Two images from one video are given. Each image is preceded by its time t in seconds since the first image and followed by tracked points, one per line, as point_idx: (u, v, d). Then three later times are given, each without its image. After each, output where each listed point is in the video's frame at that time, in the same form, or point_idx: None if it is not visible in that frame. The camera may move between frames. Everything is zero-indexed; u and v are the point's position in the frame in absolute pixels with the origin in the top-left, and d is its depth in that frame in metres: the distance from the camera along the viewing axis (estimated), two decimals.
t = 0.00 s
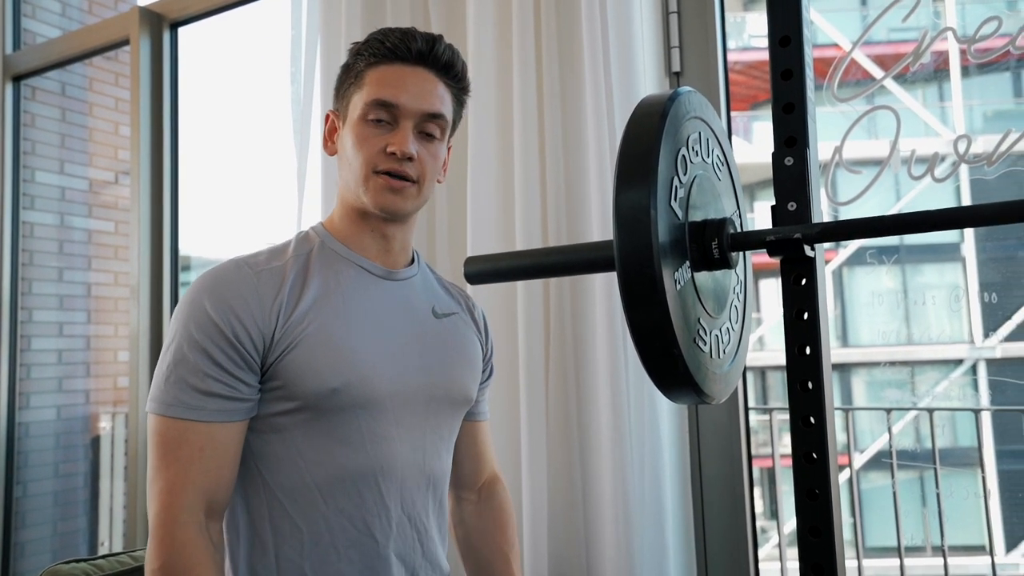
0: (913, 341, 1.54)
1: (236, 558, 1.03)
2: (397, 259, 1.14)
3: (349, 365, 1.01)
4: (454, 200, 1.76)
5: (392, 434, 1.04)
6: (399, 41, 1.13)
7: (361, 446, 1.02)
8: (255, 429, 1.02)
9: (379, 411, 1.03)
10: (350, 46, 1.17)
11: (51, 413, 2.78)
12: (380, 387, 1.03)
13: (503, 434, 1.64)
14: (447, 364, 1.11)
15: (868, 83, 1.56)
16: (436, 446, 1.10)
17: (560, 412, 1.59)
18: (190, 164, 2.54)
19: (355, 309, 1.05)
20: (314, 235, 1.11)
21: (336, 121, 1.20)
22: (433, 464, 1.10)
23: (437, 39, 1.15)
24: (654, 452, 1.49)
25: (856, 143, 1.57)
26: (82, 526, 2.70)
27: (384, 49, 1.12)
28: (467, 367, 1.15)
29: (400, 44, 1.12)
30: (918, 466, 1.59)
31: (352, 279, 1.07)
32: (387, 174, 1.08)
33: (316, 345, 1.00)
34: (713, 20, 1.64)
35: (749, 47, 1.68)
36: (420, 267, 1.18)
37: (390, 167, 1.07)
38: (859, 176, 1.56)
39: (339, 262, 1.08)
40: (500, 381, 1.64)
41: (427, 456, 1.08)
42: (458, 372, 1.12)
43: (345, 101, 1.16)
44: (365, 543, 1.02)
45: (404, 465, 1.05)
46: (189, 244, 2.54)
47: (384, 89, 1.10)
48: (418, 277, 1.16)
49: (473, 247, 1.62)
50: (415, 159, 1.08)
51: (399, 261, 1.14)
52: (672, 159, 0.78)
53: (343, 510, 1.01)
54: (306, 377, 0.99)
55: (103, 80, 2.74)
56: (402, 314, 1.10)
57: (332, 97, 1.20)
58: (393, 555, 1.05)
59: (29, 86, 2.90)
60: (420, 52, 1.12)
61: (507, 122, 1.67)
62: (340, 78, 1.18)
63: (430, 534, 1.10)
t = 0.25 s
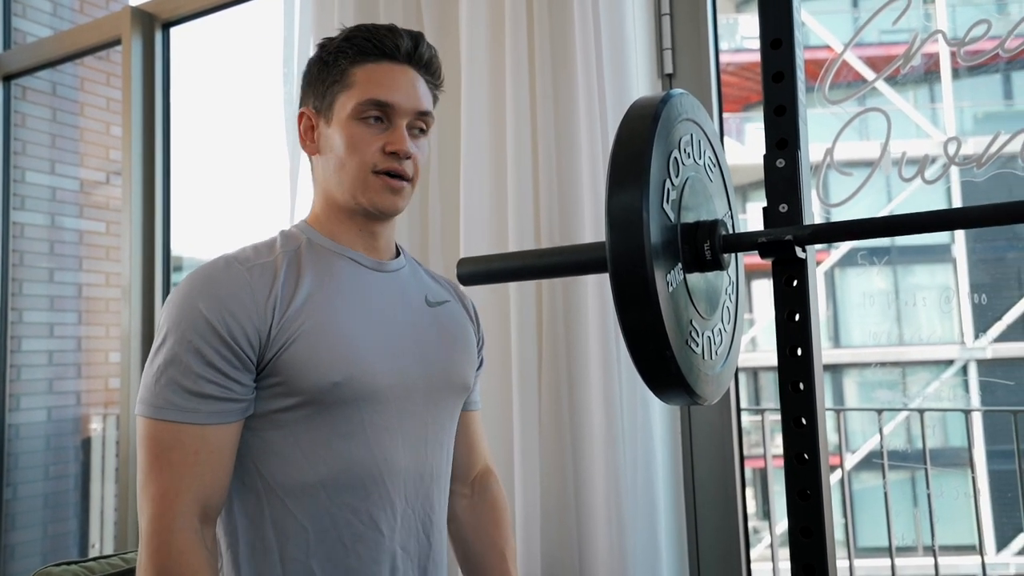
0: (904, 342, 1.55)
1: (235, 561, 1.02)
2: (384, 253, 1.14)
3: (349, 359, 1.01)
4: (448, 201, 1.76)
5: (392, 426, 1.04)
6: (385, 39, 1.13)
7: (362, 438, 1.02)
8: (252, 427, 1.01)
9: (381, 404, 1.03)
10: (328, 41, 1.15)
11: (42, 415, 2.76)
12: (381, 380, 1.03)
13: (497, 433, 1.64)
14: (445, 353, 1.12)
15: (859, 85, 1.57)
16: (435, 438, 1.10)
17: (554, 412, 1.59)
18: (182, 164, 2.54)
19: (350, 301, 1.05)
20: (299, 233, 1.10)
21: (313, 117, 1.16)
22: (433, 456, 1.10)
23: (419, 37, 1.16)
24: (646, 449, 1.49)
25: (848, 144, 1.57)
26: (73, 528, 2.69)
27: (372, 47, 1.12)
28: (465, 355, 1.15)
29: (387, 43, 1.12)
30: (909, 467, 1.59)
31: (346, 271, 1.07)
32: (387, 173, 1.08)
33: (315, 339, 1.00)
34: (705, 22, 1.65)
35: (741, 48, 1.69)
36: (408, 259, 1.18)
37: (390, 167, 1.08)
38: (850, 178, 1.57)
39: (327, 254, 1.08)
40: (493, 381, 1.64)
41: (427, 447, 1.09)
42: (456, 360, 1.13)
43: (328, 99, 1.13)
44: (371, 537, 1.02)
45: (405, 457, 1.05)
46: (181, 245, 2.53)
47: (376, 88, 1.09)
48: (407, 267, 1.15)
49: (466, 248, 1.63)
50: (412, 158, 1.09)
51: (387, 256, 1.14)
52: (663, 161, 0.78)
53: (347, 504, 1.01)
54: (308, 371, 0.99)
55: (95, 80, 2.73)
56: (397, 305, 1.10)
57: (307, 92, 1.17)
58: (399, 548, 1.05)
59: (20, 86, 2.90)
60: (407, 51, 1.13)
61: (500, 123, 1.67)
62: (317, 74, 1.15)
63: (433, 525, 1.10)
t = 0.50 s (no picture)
0: (898, 347, 1.55)
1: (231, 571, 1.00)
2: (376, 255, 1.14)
3: (353, 362, 1.01)
4: (443, 208, 1.77)
5: (394, 429, 1.04)
6: (369, 42, 1.14)
7: (363, 441, 1.02)
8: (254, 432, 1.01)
9: (384, 406, 1.03)
10: (310, 46, 1.15)
11: (35, 422, 2.75)
12: (384, 382, 1.03)
13: (491, 438, 1.64)
14: (445, 353, 1.12)
15: (852, 91, 1.58)
16: (434, 440, 1.10)
17: (549, 417, 1.59)
18: (176, 171, 2.53)
19: (350, 304, 1.05)
20: (294, 237, 1.10)
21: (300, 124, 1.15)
22: (431, 459, 1.10)
23: (401, 39, 1.17)
24: (641, 452, 1.49)
25: (840, 150, 1.58)
26: (66, 536, 2.68)
27: (356, 50, 1.13)
28: (462, 355, 1.15)
29: (372, 46, 1.13)
30: (904, 472, 1.60)
31: (344, 274, 1.07)
32: (383, 175, 1.08)
33: (318, 343, 1.00)
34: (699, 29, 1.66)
35: (735, 55, 1.70)
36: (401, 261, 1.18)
37: (385, 169, 1.08)
38: (842, 185, 1.58)
39: (324, 257, 1.08)
40: (489, 387, 1.64)
41: (426, 450, 1.09)
42: (455, 360, 1.13)
43: (315, 104, 1.13)
44: (375, 539, 1.03)
45: (405, 460, 1.06)
46: (176, 251, 2.53)
47: (366, 90, 1.10)
48: (401, 269, 1.15)
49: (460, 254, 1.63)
50: (407, 159, 1.10)
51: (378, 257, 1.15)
52: (657, 169, 0.79)
53: (351, 507, 1.01)
54: (312, 375, 0.99)
55: (89, 87, 2.73)
56: (396, 307, 1.10)
57: (291, 99, 1.16)
58: (400, 550, 1.06)
59: (14, 93, 2.89)
60: (392, 53, 1.14)
61: (494, 129, 1.68)
62: (300, 80, 1.15)
63: (432, 527, 1.10)
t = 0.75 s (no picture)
0: (894, 349, 1.56)
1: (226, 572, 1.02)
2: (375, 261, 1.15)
3: (346, 373, 1.01)
4: (438, 212, 1.77)
5: (388, 438, 1.05)
6: (358, 48, 1.13)
7: (357, 450, 1.02)
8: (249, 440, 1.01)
9: (377, 417, 1.04)
10: (300, 54, 1.15)
11: (31, 426, 2.75)
12: (378, 393, 1.03)
13: (487, 442, 1.64)
14: (440, 362, 1.12)
15: (847, 95, 1.59)
16: (429, 449, 1.10)
17: (545, 421, 1.60)
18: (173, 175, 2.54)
19: (344, 314, 1.05)
20: (290, 243, 1.10)
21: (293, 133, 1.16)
22: (427, 467, 1.10)
23: (391, 42, 1.16)
24: (635, 458, 1.50)
25: (834, 154, 1.59)
26: (61, 541, 2.67)
27: (344, 57, 1.13)
28: (457, 363, 1.15)
29: (361, 52, 1.13)
30: (900, 475, 1.60)
31: (338, 283, 1.07)
32: (377, 183, 1.08)
33: (312, 354, 1.00)
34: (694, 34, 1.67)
35: (730, 59, 1.71)
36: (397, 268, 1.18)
37: (380, 177, 1.08)
38: (837, 189, 1.59)
39: (319, 265, 1.08)
40: (484, 392, 1.65)
41: (420, 459, 1.09)
42: (450, 369, 1.13)
43: (307, 112, 1.13)
44: (368, 548, 1.03)
45: (399, 469, 1.06)
46: (172, 255, 2.53)
47: (357, 98, 1.10)
48: (398, 277, 1.16)
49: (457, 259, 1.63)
50: (400, 165, 1.10)
51: (377, 264, 1.15)
52: (651, 174, 0.79)
53: (345, 516, 1.01)
54: (305, 386, 0.99)
55: (85, 91, 2.73)
56: (391, 316, 1.10)
57: (284, 108, 1.17)
58: (398, 559, 1.05)
59: (10, 97, 2.90)
60: (381, 58, 1.14)
61: (490, 133, 1.68)
62: (292, 88, 1.16)
63: (428, 535, 1.10)
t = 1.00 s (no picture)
0: (894, 357, 1.56)
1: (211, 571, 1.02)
2: (373, 270, 1.15)
3: (335, 380, 1.01)
4: (437, 218, 1.77)
5: (377, 447, 1.05)
6: (311, 57, 1.12)
7: (347, 458, 1.02)
8: (235, 444, 1.02)
9: (366, 425, 1.03)
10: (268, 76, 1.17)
11: (28, 432, 2.74)
12: (367, 401, 1.03)
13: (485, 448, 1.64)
14: (434, 373, 1.12)
15: (846, 102, 1.59)
16: (420, 460, 1.10)
17: (543, 426, 1.59)
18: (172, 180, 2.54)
19: (338, 321, 1.05)
20: (289, 250, 1.11)
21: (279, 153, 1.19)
22: (419, 476, 1.10)
23: (346, 41, 1.13)
24: (632, 468, 1.50)
25: (831, 162, 1.59)
26: (58, 546, 2.67)
27: (295, 70, 1.12)
28: (454, 375, 1.15)
29: (314, 61, 1.12)
30: (899, 483, 1.61)
31: (333, 290, 1.08)
32: (344, 194, 1.08)
33: (302, 360, 1.00)
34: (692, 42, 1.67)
35: (729, 66, 1.71)
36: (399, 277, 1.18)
37: (345, 187, 1.08)
38: (835, 197, 1.59)
39: (315, 272, 1.08)
40: (482, 398, 1.65)
41: (411, 469, 1.09)
42: (444, 380, 1.13)
43: (281, 131, 1.16)
44: (348, 556, 1.02)
45: (387, 478, 1.05)
46: (171, 260, 2.53)
47: (312, 112, 1.10)
48: (397, 286, 1.16)
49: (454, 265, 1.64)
50: (364, 170, 1.08)
51: (375, 273, 1.15)
52: (646, 183, 0.79)
53: (329, 523, 1.01)
54: (294, 393, 0.99)
55: (85, 97, 2.73)
56: (386, 325, 1.10)
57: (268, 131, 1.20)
58: (379, 568, 1.05)
59: (10, 103, 2.91)
60: (334, 62, 1.12)
61: (488, 140, 1.69)
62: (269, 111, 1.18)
63: (416, 547, 1.10)
